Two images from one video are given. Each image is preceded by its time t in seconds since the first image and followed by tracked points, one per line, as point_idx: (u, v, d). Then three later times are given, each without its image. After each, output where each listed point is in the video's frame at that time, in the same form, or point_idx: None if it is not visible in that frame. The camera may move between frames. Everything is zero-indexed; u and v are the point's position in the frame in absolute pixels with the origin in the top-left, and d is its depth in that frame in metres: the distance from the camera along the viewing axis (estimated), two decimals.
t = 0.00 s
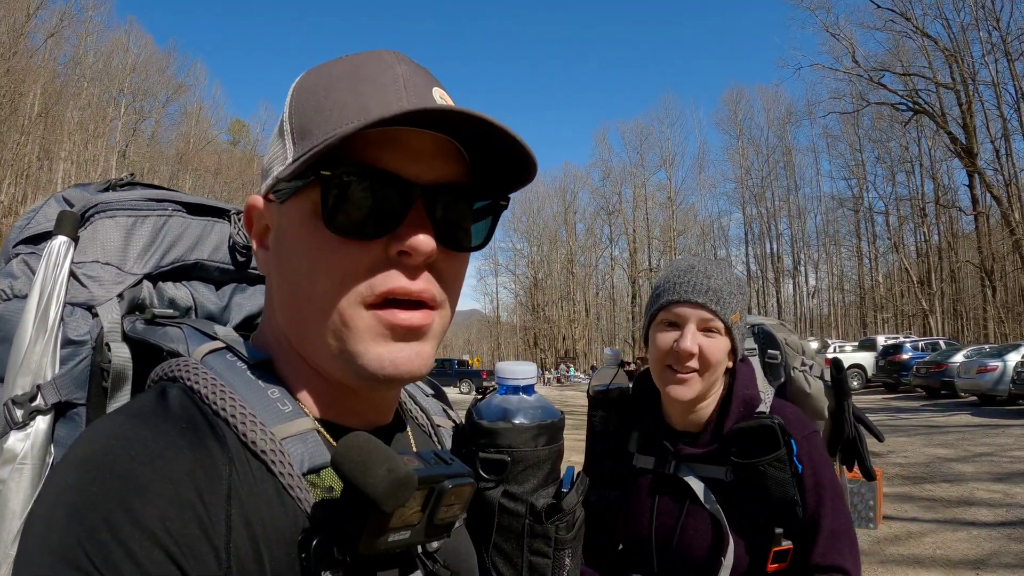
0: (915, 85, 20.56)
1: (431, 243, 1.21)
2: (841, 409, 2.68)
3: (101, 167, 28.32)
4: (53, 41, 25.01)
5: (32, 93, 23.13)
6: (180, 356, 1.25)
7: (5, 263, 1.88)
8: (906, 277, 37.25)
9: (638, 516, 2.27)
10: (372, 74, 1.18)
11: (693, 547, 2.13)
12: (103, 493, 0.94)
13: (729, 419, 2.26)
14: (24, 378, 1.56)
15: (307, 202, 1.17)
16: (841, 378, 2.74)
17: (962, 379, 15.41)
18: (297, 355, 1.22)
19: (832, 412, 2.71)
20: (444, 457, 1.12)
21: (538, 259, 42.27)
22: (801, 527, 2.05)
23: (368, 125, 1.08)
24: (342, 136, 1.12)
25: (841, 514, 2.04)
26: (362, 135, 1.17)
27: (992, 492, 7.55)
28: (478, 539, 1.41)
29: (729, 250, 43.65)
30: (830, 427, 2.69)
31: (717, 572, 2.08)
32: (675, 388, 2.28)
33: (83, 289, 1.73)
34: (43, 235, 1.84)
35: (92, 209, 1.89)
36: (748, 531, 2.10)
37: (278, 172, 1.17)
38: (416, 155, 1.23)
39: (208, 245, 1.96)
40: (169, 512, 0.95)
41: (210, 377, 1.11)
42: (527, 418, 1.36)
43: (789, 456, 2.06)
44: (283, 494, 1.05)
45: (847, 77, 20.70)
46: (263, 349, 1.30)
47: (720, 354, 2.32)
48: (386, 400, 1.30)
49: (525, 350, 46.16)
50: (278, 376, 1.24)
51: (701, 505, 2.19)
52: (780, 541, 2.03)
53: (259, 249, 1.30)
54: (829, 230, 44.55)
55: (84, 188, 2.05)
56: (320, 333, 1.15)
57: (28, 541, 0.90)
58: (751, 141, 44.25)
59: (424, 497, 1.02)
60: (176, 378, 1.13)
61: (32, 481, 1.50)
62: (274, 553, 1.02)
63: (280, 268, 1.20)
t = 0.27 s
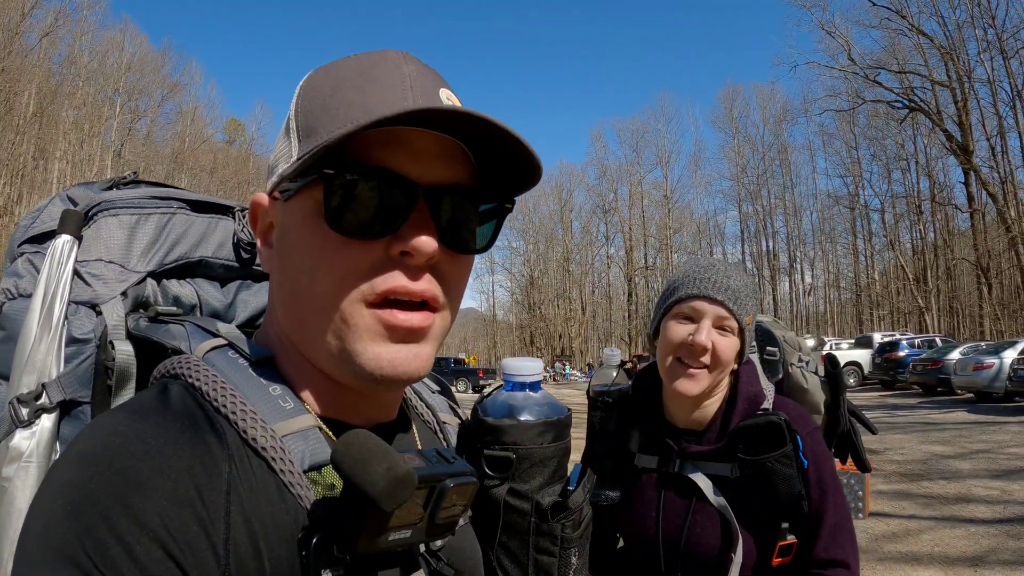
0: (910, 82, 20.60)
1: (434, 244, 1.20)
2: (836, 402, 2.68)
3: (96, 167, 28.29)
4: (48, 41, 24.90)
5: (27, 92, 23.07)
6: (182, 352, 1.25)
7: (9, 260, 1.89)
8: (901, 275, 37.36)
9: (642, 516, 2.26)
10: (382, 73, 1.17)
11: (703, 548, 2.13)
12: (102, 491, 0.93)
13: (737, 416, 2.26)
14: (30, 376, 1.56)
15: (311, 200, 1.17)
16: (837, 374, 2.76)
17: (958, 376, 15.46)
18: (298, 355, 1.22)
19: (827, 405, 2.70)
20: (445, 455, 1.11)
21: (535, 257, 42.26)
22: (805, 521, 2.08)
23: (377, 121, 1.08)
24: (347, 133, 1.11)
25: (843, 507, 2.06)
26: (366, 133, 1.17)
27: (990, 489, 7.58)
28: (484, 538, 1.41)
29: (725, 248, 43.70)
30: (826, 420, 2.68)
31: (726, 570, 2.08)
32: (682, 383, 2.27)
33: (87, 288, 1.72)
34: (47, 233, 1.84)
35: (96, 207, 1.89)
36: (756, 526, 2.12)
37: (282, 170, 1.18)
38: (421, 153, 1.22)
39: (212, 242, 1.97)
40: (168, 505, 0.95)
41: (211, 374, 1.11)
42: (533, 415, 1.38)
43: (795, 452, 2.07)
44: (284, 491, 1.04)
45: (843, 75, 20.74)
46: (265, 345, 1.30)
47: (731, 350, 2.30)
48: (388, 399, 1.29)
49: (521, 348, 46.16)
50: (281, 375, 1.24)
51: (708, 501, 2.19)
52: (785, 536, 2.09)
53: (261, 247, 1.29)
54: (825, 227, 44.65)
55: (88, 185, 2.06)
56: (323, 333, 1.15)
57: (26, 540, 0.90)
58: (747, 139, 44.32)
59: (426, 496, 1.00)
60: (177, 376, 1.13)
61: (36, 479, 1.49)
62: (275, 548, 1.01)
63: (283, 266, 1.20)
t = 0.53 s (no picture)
0: (905, 80, 20.66)
1: (449, 234, 1.20)
2: (835, 397, 2.63)
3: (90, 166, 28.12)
4: (41, 40, 24.76)
5: (19, 91, 22.94)
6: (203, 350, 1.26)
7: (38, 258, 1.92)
8: (896, 272, 37.45)
9: (644, 514, 2.24)
10: (390, 71, 1.18)
11: (705, 544, 2.11)
12: (119, 487, 0.93)
13: (737, 410, 2.27)
14: (53, 371, 1.57)
15: (326, 197, 1.18)
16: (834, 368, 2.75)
17: (953, 373, 15.54)
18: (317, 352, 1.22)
19: (826, 401, 2.66)
20: (462, 454, 1.09)
21: (530, 255, 42.25)
22: (809, 515, 2.07)
23: (381, 109, 1.09)
24: (358, 126, 1.12)
25: (844, 501, 2.06)
26: (378, 127, 1.18)
27: (986, 486, 7.62)
28: (503, 541, 1.41)
29: (720, 245, 43.75)
30: (823, 415, 2.64)
31: (728, 567, 2.07)
32: (682, 376, 2.26)
33: (113, 286, 1.75)
34: (75, 233, 1.88)
35: (123, 207, 1.92)
36: (758, 519, 2.11)
37: (299, 168, 1.19)
38: (434, 148, 1.23)
39: (236, 243, 2.02)
40: (185, 499, 0.95)
41: (228, 370, 1.11)
42: (555, 418, 1.37)
43: (797, 445, 2.07)
44: (300, 488, 1.03)
45: (838, 73, 20.78)
46: (285, 345, 1.31)
47: (730, 344, 2.31)
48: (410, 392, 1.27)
49: (516, 346, 46.15)
50: (298, 372, 1.25)
51: (709, 495, 2.17)
52: (788, 529, 2.06)
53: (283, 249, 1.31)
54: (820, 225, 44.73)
55: (116, 186, 2.10)
56: (338, 327, 1.15)
57: (45, 538, 0.91)
58: (742, 137, 44.37)
59: (440, 496, 0.98)
60: (197, 372, 1.14)
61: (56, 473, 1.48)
62: (290, 547, 1.00)
63: (301, 264, 1.21)
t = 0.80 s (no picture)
0: (899, 77, 20.70)
1: (472, 240, 1.21)
2: (839, 402, 2.64)
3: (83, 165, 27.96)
4: (34, 39, 24.63)
5: (12, 91, 22.86)
6: (233, 366, 1.27)
7: (65, 270, 1.91)
8: (890, 269, 37.58)
9: (652, 523, 2.24)
10: (405, 84, 1.19)
11: (711, 552, 2.11)
12: (152, 504, 0.94)
13: (743, 415, 2.26)
14: (81, 384, 1.56)
15: (348, 212, 1.19)
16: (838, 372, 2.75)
17: (949, 370, 15.60)
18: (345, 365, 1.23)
19: (829, 405, 2.66)
20: (494, 476, 1.09)
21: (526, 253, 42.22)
22: (816, 521, 2.08)
23: (393, 116, 1.09)
24: (375, 138, 1.13)
25: (849, 507, 2.07)
26: (395, 139, 1.19)
27: (982, 483, 7.66)
28: (534, 558, 1.47)
29: (715, 243, 43.82)
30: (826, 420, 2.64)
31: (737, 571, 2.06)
32: (686, 383, 2.26)
33: (141, 298, 1.73)
34: (102, 245, 1.87)
35: (151, 220, 1.90)
36: (765, 524, 2.12)
37: (322, 184, 1.20)
38: (452, 157, 1.23)
39: (265, 256, 1.96)
40: (218, 518, 0.95)
41: (257, 387, 1.11)
42: (586, 436, 1.41)
43: (804, 450, 2.08)
44: (332, 508, 1.02)
45: (832, 70, 20.81)
46: (312, 359, 1.31)
47: (734, 348, 2.31)
48: (438, 402, 1.25)
49: (512, 345, 46.11)
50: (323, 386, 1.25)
51: (715, 501, 2.17)
52: (793, 535, 2.10)
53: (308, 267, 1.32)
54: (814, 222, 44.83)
55: (144, 198, 2.08)
56: (362, 338, 1.15)
57: (76, 560, 0.91)
58: (737, 134, 44.43)
59: (474, 517, 0.98)
60: (227, 389, 1.14)
61: (83, 487, 1.47)
62: (322, 565, 0.99)
63: (326, 280, 1.21)
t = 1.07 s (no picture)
0: (893, 74, 20.76)
1: (481, 230, 1.21)
2: (844, 399, 2.61)
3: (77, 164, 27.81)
4: (28, 38, 24.49)
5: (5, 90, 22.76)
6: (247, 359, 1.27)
7: (88, 261, 1.92)
8: (885, 266, 37.67)
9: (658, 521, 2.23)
10: (412, 77, 1.19)
11: (715, 551, 2.10)
12: (159, 495, 0.94)
13: (751, 412, 2.28)
14: (100, 374, 1.55)
15: (358, 205, 1.20)
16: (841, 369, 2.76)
17: (944, 367, 15.65)
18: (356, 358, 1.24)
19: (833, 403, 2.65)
20: (505, 477, 1.09)
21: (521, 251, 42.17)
22: (823, 518, 2.09)
23: (397, 109, 1.10)
24: (379, 129, 1.14)
25: (856, 506, 2.09)
26: (403, 131, 1.20)
27: (978, 479, 7.69)
28: (547, 560, 1.48)
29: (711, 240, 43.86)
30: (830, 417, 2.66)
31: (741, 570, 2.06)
32: (689, 382, 2.27)
33: (162, 290, 1.72)
34: (126, 237, 1.88)
35: (173, 213, 1.90)
36: (770, 523, 2.12)
37: (333, 179, 1.21)
38: (459, 148, 1.24)
39: (287, 251, 1.97)
40: (225, 512, 0.94)
41: (269, 380, 1.11)
42: (605, 437, 1.43)
43: (810, 448, 2.09)
44: (341, 504, 1.02)
45: (827, 67, 20.86)
46: (326, 355, 1.32)
47: (736, 344, 2.32)
48: (449, 397, 1.25)
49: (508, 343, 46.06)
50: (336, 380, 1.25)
51: (721, 498, 2.16)
52: (799, 533, 2.08)
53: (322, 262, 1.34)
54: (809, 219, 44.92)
55: (167, 192, 2.09)
56: (373, 332, 1.15)
57: (84, 549, 0.92)
58: (732, 132, 44.48)
59: (483, 518, 0.98)
60: (240, 382, 1.14)
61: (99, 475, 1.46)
62: (330, 562, 0.98)
63: (337, 274, 1.22)
